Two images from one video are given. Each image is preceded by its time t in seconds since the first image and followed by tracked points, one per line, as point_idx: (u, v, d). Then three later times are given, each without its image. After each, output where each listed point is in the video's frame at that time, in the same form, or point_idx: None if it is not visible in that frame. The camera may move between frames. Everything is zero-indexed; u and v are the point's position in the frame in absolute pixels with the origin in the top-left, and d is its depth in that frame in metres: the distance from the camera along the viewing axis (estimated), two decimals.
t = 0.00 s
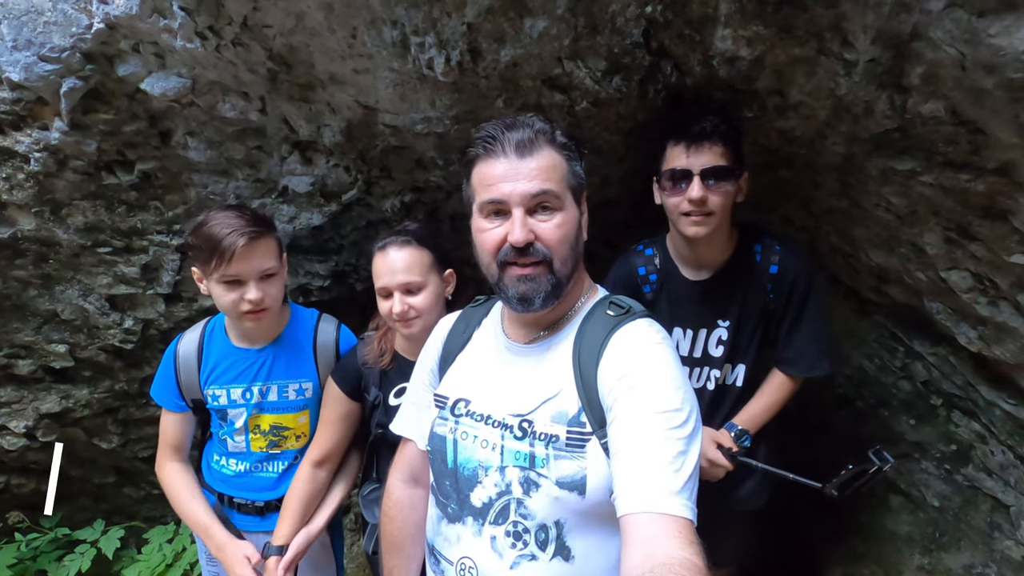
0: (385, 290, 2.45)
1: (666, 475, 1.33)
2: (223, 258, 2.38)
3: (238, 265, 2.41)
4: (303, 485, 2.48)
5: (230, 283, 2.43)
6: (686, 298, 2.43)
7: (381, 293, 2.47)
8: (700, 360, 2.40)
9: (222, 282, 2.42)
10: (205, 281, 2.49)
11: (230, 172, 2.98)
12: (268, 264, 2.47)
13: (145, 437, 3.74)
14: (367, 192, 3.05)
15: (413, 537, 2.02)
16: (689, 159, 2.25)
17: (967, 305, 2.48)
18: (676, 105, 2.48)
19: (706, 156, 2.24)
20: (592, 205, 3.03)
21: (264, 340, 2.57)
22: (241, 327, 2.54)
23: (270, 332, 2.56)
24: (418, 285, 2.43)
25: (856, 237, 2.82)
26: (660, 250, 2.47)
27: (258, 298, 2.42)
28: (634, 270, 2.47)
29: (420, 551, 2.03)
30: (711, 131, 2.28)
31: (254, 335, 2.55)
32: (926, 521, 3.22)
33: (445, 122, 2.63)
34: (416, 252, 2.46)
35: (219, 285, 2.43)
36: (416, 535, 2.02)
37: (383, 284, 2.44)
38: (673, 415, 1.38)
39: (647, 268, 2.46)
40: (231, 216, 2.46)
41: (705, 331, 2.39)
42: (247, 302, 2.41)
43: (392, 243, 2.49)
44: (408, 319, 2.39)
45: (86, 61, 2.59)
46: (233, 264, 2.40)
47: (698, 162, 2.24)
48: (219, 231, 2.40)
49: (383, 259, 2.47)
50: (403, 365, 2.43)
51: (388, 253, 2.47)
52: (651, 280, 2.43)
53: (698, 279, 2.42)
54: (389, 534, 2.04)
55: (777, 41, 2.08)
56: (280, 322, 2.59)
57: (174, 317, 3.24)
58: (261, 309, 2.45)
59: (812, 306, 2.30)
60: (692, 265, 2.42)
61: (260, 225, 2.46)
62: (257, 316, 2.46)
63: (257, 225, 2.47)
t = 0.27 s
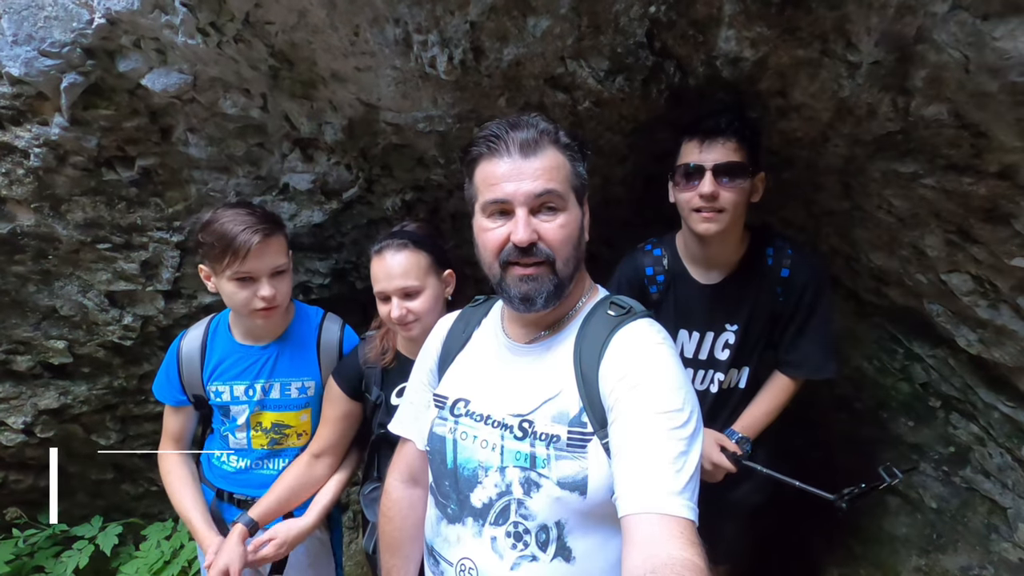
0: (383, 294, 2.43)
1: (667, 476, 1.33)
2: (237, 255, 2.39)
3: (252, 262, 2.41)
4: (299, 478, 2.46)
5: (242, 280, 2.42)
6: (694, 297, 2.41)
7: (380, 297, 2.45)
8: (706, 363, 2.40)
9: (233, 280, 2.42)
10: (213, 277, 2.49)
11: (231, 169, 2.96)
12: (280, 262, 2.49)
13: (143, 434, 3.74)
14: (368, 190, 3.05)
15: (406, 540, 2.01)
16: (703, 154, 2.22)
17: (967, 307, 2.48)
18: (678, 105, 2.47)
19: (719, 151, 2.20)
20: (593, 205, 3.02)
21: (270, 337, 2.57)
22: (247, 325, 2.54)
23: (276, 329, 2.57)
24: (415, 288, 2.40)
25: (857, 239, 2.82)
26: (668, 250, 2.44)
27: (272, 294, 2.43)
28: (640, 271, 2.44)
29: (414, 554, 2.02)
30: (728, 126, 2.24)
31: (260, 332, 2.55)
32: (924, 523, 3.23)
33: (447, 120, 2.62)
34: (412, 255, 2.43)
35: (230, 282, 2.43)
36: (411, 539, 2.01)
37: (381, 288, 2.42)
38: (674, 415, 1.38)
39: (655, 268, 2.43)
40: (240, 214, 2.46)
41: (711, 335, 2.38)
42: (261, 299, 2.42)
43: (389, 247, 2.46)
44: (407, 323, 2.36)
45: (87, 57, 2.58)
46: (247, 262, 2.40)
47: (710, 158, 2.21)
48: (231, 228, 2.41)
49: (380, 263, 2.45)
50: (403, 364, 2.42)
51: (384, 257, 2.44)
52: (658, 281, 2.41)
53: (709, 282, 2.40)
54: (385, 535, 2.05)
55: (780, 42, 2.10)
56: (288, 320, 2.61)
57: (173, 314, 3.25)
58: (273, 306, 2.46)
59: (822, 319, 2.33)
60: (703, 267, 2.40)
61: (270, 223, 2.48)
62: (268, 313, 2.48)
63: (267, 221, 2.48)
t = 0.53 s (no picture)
0: (382, 294, 2.43)
1: (667, 476, 1.34)
2: (239, 245, 2.39)
3: (253, 253, 2.41)
4: (297, 475, 2.48)
5: (243, 271, 2.44)
6: (700, 299, 2.40)
7: (379, 296, 2.45)
8: (710, 364, 2.40)
9: (235, 270, 2.44)
10: (218, 268, 2.51)
11: (232, 167, 2.97)
12: (281, 255, 2.48)
13: (144, 431, 3.74)
14: (370, 189, 3.05)
15: (405, 541, 2.01)
16: (714, 157, 2.22)
17: (967, 308, 2.48)
18: (680, 105, 2.48)
19: (730, 156, 2.20)
20: (594, 204, 3.02)
21: (270, 333, 2.58)
22: (249, 320, 2.56)
23: (278, 324, 2.58)
24: (413, 288, 2.40)
25: (858, 240, 2.83)
26: (676, 249, 2.43)
27: (270, 287, 2.43)
28: (647, 270, 2.42)
29: (413, 555, 2.02)
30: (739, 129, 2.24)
31: (260, 327, 2.56)
32: (923, 523, 3.24)
33: (449, 119, 2.63)
34: (411, 255, 2.43)
35: (232, 272, 2.44)
36: (410, 540, 2.01)
37: (379, 288, 2.43)
38: (673, 415, 1.38)
39: (663, 267, 2.42)
40: (247, 207, 2.47)
41: (716, 337, 2.38)
42: (259, 291, 2.42)
43: (388, 246, 2.46)
44: (406, 323, 2.37)
45: (90, 54, 2.58)
46: (247, 252, 2.41)
47: (721, 161, 2.21)
48: (234, 220, 2.42)
49: (378, 264, 2.45)
50: (403, 364, 2.41)
51: (382, 257, 2.44)
52: (664, 280, 2.40)
53: (716, 284, 2.39)
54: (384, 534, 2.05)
55: (783, 43, 2.09)
56: (287, 316, 2.60)
57: (174, 311, 3.26)
58: (271, 299, 2.45)
59: (829, 322, 2.32)
60: (711, 270, 2.39)
61: (275, 216, 2.48)
62: (267, 306, 2.46)
63: (273, 215, 2.49)
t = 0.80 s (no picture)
0: (375, 297, 2.45)
1: (664, 475, 1.34)
2: (217, 244, 2.42)
3: (231, 251, 2.43)
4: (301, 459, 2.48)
5: (225, 270, 2.46)
6: (704, 297, 2.39)
7: (373, 299, 2.46)
8: (711, 364, 2.39)
9: (217, 270, 2.46)
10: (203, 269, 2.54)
11: (231, 169, 2.97)
12: (262, 253, 2.49)
13: (144, 434, 3.75)
14: (369, 190, 3.06)
15: (405, 542, 2.00)
16: (726, 153, 2.22)
17: (966, 306, 2.49)
18: (678, 105, 2.48)
19: (744, 151, 2.20)
20: (593, 205, 3.03)
21: (262, 333, 2.58)
22: (238, 320, 2.56)
23: (266, 324, 2.57)
24: (405, 290, 2.41)
25: (856, 239, 2.83)
26: (682, 246, 2.42)
27: (251, 285, 2.43)
28: (651, 264, 2.41)
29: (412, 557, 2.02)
30: (751, 125, 2.23)
31: (250, 326, 2.56)
32: (924, 522, 3.24)
33: (447, 120, 2.63)
34: (404, 257, 2.44)
35: (214, 272, 2.47)
36: (410, 542, 2.01)
37: (373, 291, 2.44)
38: (671, 414, 1.39)
39: (667, 263, 2.40)
40: (229, 206, 2.48)
41: (720, 336, 2.37)
42: (240, 289, 2.43)
43: (380, 249, 2.47)
44: (399, 325, 2.37)
45: (88, 57, 2.59)
46: (226, 251, 2.43)
47: (734, 158, 2.21)
48: (215, 219, 2.43)
49: (371, 267, 2.46)
50: (399, 364, 2.42)
51: (375, 260, 2.45)
52: (668, 276, 2.39)
53: (724, 281, 2.38)
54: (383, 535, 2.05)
55: (779, 42, 2.09)
56: (277, 315, 2.59)
57: (174, 313, 3.27)
58: (254, 296, 2.45)
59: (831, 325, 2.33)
60: (717, 266, 2.38)
61: (255, 214, 2.49)
62: (250, 304, 2.46)
63: (255, 214, 2.50)
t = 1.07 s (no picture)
0: (362, 302, 2.45)
1: (664, 478, 1.35)
2: (191, 249, 2.45)
3: (204, 257, 2.45)
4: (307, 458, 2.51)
5: (203, 275, 2.49)
6: (704, 295, 2.39)
7: (360, 303, 2.47)
8: (713, 364, 2.39)
9: (198, 275, 2.50)
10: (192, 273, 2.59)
11: (232, 172, 2.98)
12: (234, 257, 2.48)
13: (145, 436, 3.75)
14: (369, 193, 3.06)
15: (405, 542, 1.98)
16: (725, 153, 2.23)
17: (964, 307, 2.50)
18: (677, 109, 2.49)
19: (742, 151, 2.21)
20: (593, 207, 3.04)
21: (253, 335, 2.58)
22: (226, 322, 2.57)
23: (252, 326, 2.56)
24: (392, 293, 2.42)
25: (855, 240, 2.84)
26: (678, 246, 2.42)
27: (225, 289, 2.43)
28: (648, 265, 2.42)
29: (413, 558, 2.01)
30: (750, 125, 2.24)
31: (238, 330, 2.56)
32: (922, 521, 3.26)
33: (448, 123, 2.64)
34: (389, 259, 2.45)
35: (196, 277, 2.51)
36: (412, 542, 1.99)
37: (359, 295, 2.44)
38: (671, 418, 1.40)
39: (663, 263, 2.41)
40: (208, 209, 2.50)
41: (721, 335, 2.37)
42: (215, 295, 2.44)
43: (365, 253, 2.47)
44: (386, 329, 2.38)
45: (88, 60, 2.59)
46: (199, 256, 2.46)
47: (732, 158, 2.22)
48: (193, 225, 2.47)
49: (357, 271, 2.46)
50: (392, 366, 2.44)
51: (360, 264, 2.46)
52: (666, 276, 2.40)
53: (722, 279, 2.39)
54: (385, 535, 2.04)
55: (778, 45, 2.09)
56: (265, 317, 2.58)
57: (174, 316, 3.26)
58: (229, 301, 2.45)
59: (823, 326, 2.35)
60: (714, 265, 2.39)
61: (229, 218, 2.48)
62: (229, 308, 2.46)
63: (232, 217, 2.50)
